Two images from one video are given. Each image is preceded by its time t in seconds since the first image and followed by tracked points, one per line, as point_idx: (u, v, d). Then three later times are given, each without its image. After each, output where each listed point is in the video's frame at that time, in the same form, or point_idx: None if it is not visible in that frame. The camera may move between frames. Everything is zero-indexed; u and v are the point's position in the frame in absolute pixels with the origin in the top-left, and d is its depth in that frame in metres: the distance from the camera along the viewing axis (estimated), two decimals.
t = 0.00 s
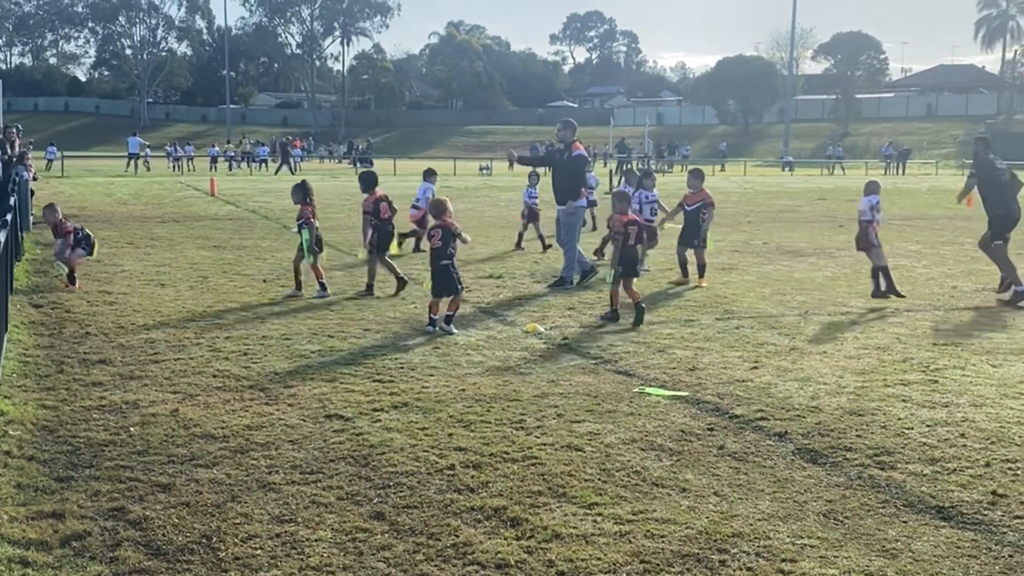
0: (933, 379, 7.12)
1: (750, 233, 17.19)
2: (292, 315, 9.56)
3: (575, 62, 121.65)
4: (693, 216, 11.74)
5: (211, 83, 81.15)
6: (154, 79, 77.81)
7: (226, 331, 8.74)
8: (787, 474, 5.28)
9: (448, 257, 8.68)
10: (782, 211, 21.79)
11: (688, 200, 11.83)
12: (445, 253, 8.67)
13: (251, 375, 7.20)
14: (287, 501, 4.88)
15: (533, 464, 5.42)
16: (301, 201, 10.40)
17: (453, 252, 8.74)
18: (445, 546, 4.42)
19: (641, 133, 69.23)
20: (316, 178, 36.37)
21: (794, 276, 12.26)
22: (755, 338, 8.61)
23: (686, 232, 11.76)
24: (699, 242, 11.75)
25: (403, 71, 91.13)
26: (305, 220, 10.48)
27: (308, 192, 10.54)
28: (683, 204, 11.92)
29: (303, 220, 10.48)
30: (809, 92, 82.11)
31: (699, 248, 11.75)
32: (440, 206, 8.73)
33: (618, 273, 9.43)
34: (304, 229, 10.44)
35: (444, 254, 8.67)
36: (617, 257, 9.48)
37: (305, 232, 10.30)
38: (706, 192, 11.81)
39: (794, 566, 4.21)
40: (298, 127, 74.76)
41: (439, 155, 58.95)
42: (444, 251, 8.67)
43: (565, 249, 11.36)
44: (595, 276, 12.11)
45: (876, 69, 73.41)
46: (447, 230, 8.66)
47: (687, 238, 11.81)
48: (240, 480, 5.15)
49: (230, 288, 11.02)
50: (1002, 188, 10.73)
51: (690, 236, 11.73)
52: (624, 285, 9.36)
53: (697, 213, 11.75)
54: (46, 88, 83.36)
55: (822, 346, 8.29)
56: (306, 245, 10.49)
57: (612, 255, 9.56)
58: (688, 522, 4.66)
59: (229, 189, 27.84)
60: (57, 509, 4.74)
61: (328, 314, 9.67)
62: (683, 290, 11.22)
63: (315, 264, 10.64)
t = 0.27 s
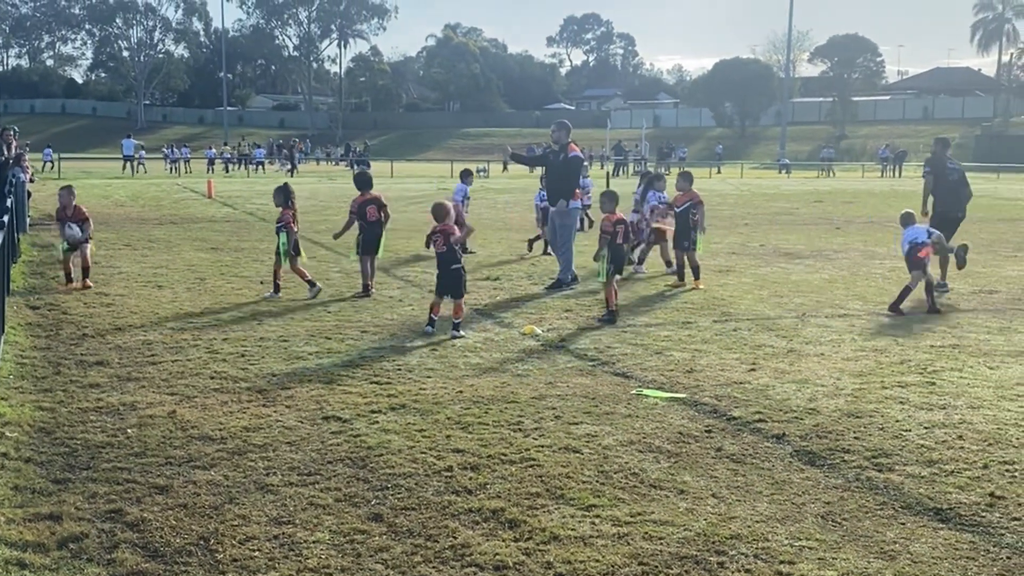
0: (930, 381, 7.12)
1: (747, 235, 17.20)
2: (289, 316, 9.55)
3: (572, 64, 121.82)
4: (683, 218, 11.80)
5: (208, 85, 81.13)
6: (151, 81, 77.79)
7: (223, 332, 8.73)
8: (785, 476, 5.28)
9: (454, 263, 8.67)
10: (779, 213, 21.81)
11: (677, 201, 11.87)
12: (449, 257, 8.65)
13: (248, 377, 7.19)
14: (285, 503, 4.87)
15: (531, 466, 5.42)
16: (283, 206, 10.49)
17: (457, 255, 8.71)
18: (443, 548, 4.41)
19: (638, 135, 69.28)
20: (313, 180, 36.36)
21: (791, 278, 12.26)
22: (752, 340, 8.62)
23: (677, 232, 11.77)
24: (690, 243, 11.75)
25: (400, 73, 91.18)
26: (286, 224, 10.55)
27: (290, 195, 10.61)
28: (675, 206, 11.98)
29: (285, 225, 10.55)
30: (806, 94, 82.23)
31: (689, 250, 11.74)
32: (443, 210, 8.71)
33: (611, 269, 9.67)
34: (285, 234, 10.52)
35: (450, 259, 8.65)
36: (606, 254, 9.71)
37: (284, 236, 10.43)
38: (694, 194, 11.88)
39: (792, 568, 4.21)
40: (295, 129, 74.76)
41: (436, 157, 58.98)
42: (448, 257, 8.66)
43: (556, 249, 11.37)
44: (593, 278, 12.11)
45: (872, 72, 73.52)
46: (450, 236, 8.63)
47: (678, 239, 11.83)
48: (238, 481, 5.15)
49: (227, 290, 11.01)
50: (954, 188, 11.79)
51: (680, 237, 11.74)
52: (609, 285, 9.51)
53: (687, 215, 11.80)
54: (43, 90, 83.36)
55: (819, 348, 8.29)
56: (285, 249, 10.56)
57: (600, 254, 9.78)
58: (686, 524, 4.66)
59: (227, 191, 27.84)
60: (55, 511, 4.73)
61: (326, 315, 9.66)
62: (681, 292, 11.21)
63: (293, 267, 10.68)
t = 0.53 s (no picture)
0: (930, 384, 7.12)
1: (747, 237, 17.21)
2: (287, 317, 9.55)
3: (572, 67, 122.06)
4: (676, 218, 11.83)
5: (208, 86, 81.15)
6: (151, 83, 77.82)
7: (222, 333, 8.73)
8: (786, 478, 5.28)
9: (456, 267, 8.66)
10: (779, 215, 21.83)
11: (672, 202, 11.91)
12: (452, 261, 8.64)
13: (248, 378, 7.19)
14: (284, 504, 4.87)
15: (530, 468, 5.42)
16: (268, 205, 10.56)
17: (460, 261, 8.67)
18: (443, 549, 4.41)
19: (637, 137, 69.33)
20: (313, 182, 36.33)
21: (792, 280, 12.25)
22: (752, 342, 8.62)
23: (673, 233, 11.76)
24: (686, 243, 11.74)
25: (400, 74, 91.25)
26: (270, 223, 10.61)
27: (274, 196, 10.63)
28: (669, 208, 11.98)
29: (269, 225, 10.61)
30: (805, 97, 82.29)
31: (686, 250, 11.71)
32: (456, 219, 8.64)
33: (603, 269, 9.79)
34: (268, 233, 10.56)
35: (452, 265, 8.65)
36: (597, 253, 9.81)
37: (268, 235, 10.47)
38: (689, 196, 11.93)
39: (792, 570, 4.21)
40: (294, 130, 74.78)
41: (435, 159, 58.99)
42: (452, 261, 8.68)
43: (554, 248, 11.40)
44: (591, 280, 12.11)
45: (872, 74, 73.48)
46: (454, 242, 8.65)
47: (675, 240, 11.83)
48: (238, 483, 5.15)
49: (227, 291, 11.00)
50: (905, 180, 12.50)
51: (676, 237, 11.73)
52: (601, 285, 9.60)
53: (681, 215, 11.84)
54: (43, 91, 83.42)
55: (817, 351, 8.30)
56: (268, 248, 10.59)
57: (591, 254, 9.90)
58: (686, 526, 4.66)
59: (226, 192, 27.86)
60: (54, 512, 4.73)
61: (326, 317, 9.67)
62: (680, 294, 11.21)
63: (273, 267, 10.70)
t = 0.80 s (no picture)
0: (933, 386, 7.11)
1: (749, 239, 17.21)
2: (290, 318, 9.56)
3: (574, 68, 122.07)
4: (678, 221, 11.84)
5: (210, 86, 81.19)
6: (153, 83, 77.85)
7: (225, 334, 8.73)
8: (789, 480, 5.28)
9: (466, 269, 8.41)
10: (782, 216, 21.81)
11: (672, 205, 11.95)
12: (463, 264, 8.40)
13: (251, 379, 7.19)
14: (288, 505, 4.87)
15: (532, 469, 5.42)
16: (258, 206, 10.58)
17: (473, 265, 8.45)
18: (446, 551, 4.41)
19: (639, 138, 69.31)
20: (315, 182, 36.33)
21: (794, 282, 12.25)
22: (755, 344, 8.62)
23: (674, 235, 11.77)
24: (687, 246, 11.74)
25: (402, 75, 91.26)
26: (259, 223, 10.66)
27: (267, 197, 10.65)
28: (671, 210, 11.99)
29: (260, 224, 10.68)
30: (807, 98, 82.25)
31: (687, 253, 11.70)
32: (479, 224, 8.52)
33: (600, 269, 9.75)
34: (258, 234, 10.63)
35: (463, 265, 8.43)
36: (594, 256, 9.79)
37: (257, 235, 10.54)
38: (690, 199, 11.95)
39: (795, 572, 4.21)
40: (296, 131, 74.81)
41: (437, 159, 59.01)
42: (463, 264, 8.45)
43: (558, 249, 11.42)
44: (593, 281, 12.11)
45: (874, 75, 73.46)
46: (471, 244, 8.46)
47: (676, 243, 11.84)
48: (240, 484, 5.15)
49: (229, 291, 11.01)
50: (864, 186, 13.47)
51: (677, 240, 11.73)
52: (600, 284, 9.63)
53: (683, 217, 11.85)
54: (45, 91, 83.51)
55: (820, 353, 8.30)
56: (256, 249, 10.64)
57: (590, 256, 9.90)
58: (689, 528, 4.66)
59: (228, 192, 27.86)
60: (57, 513, 4.73)
61: (327, 317, 9.67)
62: (682, 295, 11.22)
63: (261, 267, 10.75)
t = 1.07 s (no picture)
0: (937, 387, 7.10)
1: (753, 239, 17.20)
2: (293, 317, 9.56)
3: (577, 67, 122.05)
4: (684, 224, 11.64)
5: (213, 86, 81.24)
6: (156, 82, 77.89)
7: (228, 333, 8.73)
8: (793, 481, 5.26)
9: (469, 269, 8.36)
10: (785, 217, 21.79)
11: (680, 207, 11.74)
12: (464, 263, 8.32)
13: (255, 379, 7.19)
14: (291, 505, 4.87)
15: (536, 469, 5.41)
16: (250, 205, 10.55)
17: (476, 265, 8.42)
18: (449, 551, 4.41)
19: (642, 138, 69.29)
20: (318, 181, 36.32)
21: (797, 282, 12.24)
22: (758, 344, 8.61)
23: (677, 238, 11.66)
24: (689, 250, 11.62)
25: (405, 75, 91.27)
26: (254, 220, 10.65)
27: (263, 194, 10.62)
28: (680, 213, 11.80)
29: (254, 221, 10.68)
30: (811, 98, 82.19)
31: (689, 256, 11.62)
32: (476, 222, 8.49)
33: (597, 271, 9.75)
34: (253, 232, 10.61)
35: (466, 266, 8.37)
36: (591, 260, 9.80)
37: (252, 232, 10.53)
38: (699, 202, 11.75)
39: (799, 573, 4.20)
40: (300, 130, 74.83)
41: (441, 159, 58.95)
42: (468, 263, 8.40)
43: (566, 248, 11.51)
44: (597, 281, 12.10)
45: (878, 75, 73.38)
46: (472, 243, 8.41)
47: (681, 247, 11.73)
48: (244, 483, 5.15)
49: (232, 290, 11.02)
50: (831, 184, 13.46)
51: (680, 244, 11.64)
52: (596, 285, 9.61)
53: (688, 221, 11.66)
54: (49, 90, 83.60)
55: (825, 353, 8.29)
56: (253, 247, 10.64)
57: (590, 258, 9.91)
58: (692, 529, 4.65)
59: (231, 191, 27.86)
60: (61, 513, 4.73)
61: (331, 317, 9.67)
62: (686, 295, 11.20)
63: (258, 265, 10.73)
